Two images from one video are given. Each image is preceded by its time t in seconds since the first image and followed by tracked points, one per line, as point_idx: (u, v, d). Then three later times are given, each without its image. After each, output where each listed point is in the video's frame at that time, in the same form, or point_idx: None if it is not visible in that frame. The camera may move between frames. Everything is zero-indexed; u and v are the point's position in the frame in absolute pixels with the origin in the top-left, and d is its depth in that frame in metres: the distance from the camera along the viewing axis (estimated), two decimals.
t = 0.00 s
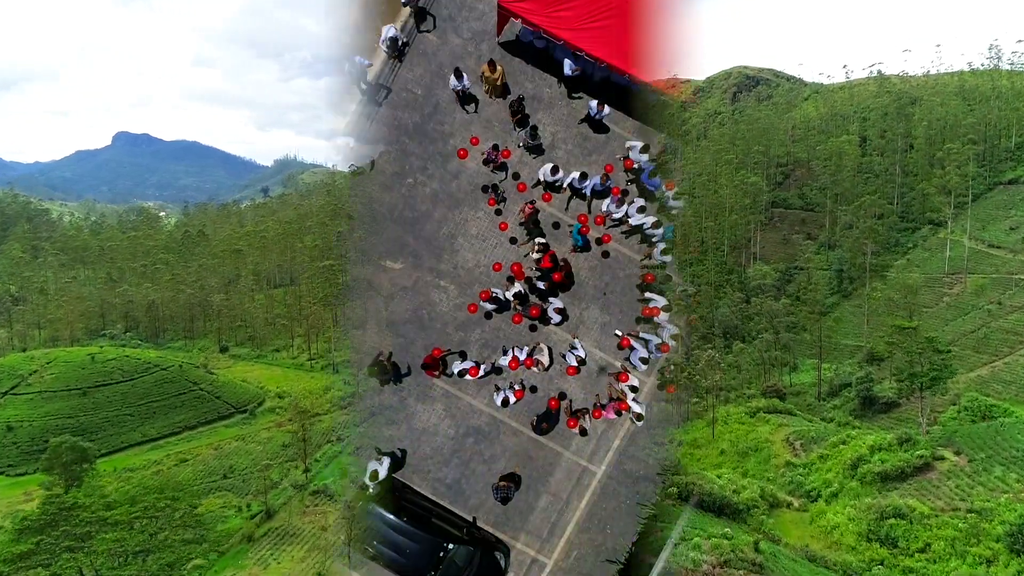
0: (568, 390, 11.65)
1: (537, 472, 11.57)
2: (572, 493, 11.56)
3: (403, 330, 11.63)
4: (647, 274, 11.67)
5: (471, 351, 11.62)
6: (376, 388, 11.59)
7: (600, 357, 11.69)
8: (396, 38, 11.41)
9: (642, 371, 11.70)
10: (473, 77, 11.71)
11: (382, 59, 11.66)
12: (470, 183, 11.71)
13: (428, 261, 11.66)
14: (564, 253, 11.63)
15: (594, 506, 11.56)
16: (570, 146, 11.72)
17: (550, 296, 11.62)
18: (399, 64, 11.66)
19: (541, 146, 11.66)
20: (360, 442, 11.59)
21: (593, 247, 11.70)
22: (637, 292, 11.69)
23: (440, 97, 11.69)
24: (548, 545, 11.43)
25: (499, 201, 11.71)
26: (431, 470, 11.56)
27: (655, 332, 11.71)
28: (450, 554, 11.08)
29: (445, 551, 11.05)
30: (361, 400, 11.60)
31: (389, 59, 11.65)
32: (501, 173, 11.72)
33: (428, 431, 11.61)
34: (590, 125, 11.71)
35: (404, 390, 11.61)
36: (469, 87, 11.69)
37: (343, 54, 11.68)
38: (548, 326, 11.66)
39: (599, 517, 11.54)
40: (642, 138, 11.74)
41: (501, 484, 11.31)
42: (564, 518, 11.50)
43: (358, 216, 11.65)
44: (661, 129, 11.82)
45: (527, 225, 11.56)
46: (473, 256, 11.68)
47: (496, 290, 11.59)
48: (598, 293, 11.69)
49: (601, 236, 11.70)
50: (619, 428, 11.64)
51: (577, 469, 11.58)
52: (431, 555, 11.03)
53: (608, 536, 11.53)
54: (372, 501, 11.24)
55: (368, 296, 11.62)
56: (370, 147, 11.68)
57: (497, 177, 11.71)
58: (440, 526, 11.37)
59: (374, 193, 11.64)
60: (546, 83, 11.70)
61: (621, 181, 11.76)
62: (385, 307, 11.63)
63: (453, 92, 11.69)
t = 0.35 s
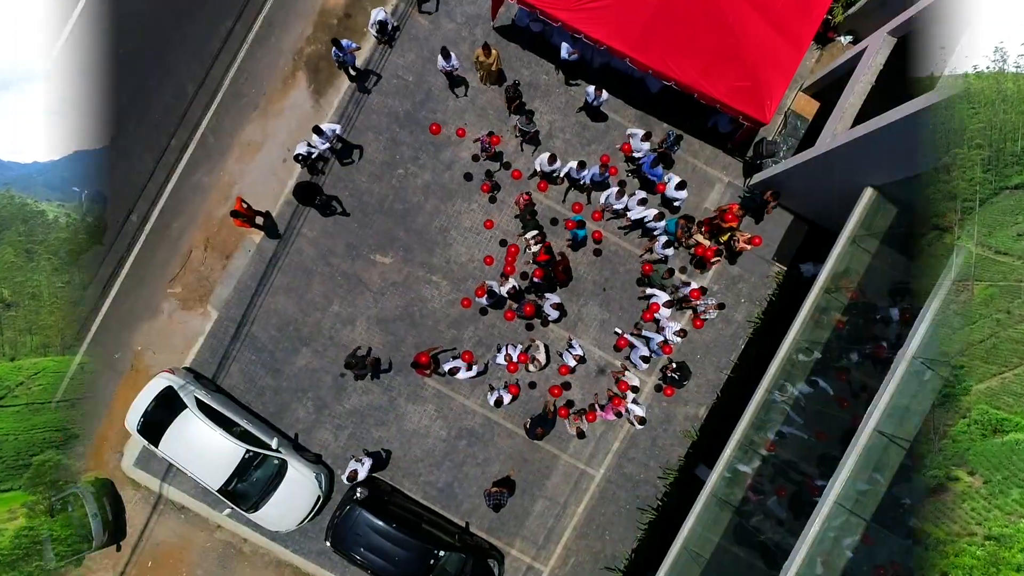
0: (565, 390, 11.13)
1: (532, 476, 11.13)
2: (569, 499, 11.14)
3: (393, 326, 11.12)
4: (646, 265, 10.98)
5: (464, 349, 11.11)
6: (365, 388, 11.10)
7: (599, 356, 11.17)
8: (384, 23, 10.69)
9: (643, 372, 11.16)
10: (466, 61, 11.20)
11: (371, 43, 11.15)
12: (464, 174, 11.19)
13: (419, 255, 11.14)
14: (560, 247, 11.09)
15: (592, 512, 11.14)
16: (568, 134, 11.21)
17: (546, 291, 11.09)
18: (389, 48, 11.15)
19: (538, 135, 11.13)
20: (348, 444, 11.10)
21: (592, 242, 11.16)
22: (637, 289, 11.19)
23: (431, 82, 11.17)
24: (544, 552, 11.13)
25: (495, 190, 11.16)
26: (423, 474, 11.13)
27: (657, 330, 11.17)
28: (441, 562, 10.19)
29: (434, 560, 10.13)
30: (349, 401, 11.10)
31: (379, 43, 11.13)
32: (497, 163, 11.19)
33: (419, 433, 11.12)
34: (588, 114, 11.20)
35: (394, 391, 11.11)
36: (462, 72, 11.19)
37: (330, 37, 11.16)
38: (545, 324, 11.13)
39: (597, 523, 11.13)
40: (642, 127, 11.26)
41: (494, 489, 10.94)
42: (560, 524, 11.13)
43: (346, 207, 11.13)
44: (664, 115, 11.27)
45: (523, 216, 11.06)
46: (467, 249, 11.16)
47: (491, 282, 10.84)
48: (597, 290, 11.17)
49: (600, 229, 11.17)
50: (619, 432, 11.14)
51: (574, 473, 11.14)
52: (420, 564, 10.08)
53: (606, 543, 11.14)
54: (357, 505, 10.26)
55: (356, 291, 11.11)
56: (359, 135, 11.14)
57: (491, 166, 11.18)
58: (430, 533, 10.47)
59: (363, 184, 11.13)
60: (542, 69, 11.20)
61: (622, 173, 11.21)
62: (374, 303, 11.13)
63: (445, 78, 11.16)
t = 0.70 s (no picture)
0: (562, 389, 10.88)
1: (528, 477, 10.89)
2: (566, 500, 10.88)
3: (386, 323, 10.86)
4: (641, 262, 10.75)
5: (459, 346, 10.86)
6: (357, 386, 10.84)
7: (596, 354, 10.92)
8: (378, 13, 10.34)
9: (641, 371, 10.90)
10: (461, 51, 10.94)
11: (364, 33, 10.90)
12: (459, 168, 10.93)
13: (413, 250, 10.89)
14: (557, 242, 10.83)
15: (590, 513, 10.88)
16: (565, 127, 10.95)
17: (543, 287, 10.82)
18: (382, 38, 10.90)
19: (536, 126, 10.87)
20: (339, 443, 10.84)
21: (589, 237, 10.91)
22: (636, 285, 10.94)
23: (426, 73, 10.91)
24: (540, 554, 10.87)
25: (490, 183, 10.89)
26: (416, 474, 10.88)
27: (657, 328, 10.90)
28: (434, 564, 9.92)
29: (427, 562, 9.87)
30: (341, 399, 10.84)
31: (372, 33, 10.87)
32: (492, 156, 10.93)
33: (413, 432, 10.86)
34: (585, 106, 10.94)
35: (387, 389, 10.85)
36: (457, 63, 10.93)
37: (322, 27, 10.90)
38: (541, 321, 10.88)
39: (595, 525, 10.87)
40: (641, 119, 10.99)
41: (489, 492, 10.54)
42: (557, 526, 10.88)
43: (337, 201, 10.86)
44: (664, 107, 11.01)
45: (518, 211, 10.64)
46: (462, 244, 10.91)
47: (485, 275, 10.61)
48: (595, 286, 10.92)
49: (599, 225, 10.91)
50: (616, 431, 10.89)
51: (571, 474, 10.88)
52: (413, 565, 9.80)
53: (604, 546, 10.88)
54: (348, 506, 10.00)
55: (348, 287, 10.85)
56: (351, 127, 10.88)
57: (487, 159, 10.93)
58: (424, 534, 10.21)
59: (355, 177, 10.87)
60: (538, 59, 10.94)
61: (621, 166, 10.96)
62: (367, 299, 10.87)
63: (440, 69, 10.91)
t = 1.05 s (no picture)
0: (559, 386, 10.83)
1: (525, 474, 10.84)
2: (563, 498, 10.84)
3: (382, 320, 10.82)
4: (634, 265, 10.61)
5: (455, 343, 10.82)
6: (353, 383, 10.80)
7: (593, 351, 10.88)
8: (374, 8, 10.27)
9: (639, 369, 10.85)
10: (458, 47, 10.90)
11: (361, 28, 10.86)
12: (456, 164, 10.89)
13: (409, 247, 10.84)
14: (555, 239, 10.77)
15: (586, 511, 10.84)
16: (563, 123, 10.91)
17: (539, 282, 10.84)
18: (379, 34, 10.86)
19: (534, 120, 10.87)
20: (335, 441, 10.80)
21: (586, 234, 10.86)
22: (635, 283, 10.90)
23: (422, 69, 10.87)
24: (536, 552, 10.83)
25: (489, 180, 10.83)
26: (412, 472, 10.84)
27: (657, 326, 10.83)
28: (430, 561, 9.87)
29: (423, 559, 9.82)
30: (337, 396, 10.80)
31: (369, 28, 10.83)
32: (490, 152, 10.89)
33: (409, 430, 10.82)
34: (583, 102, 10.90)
35: (383, 386, 10.81)
36: (453, 59, 10.89)
37: (318, 22, 10.86)
38: (538, 318, 10.84)
39: (591, 523, 10.83)
40: (638, 115, 10.95)
41: (486, 493, 10.45)
42: (553, 524, 10.84)
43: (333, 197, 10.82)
44: (662, 104, 10.97)
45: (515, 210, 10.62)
46: (459, 241, 10.86)
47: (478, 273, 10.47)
48: (592, 283, 10.87)
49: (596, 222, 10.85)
50: (613, 429, 10.85)
51: (568, 471, 10.84)
52: (408, 563, 9.74)
53: (601, 544, 10.84)
54: (343, 503, 9.98)
55: (344, 283, 10.81)
56: (347, 123, 10.84)
57: (483, 154, 10.86)
58: (420, 531, 10.16)
59: (351, 173, 10.83)
60: (536, 56, 10.90)
61: (619, 163, 10.92)
62: (363, 296, 10.82)
63: (436, 65, 10.87)
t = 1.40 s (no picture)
0: (556, 383, 10.92)
1: (522, 471, 10.93)
2: (560, 494, 10.93)
3: (381, 318, 10.91)
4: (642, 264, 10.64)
5: (453, 341, 10.91)
6: (352, 380, 10.89)
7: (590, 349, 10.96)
8: (372, 9, 10.41)
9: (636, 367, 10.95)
10: (456, 47, 10.99)
11: (359, 29, 10.96)
12: (454, 164, 10.98)
13: (408, 245, 10.94)
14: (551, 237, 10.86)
15: (584, 508, 10.92)
16: (560, 123, 10.99)
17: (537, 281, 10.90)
18: (377, 35, 10.96)
19: (532, 116, 10.99)
20: (334, 437, 10.90)
21: (583, 233, 10.96)
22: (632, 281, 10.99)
23: (421, 69, 10.97)
24: (534, 549, 10.91)
25: (487, 179, 10.92)
26: (411, 468, 10.93)
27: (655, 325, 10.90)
28: (428, 557, 9.98)
29: (421, 555, 9.92)
30: (336, 393, 10.90)
31: (368, 29, 10.92)
32: (488, 151, 10.98)
33: (408, 427, 10.92)
34: (580, 102, 10.99)
35: (382, 383, 10.90)
36: (451, 59, 10.99)
37: (318, 23, 10.96)
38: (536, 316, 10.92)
39: (588, 520, 10.91)
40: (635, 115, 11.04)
41: (486, 495, 10.53)
42: (550, 520, 10.92)
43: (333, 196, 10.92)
44: (659, 103, 11.05)
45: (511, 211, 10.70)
46: (457, 240, 10.95)
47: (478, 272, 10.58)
48: (589, 281, 10.96)
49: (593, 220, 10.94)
50: (610, 426, 10.93)
51: (565, 468, 10.93)
52: (407, 558, 9.84)
53: (598, 540, 10.92)
54: (343, 499, 10.09)
55: (343, 282, 10.91)
56: (346, 122, 10.94)
57: (481, 153, 10.97)
58: (418, 527, 10.26)
59: (350, 172, 10.93)
60: (533, 56, 10.99)
61: (616, 162, 11.00)
62: (362, 294, 10.92)
63: (434, 65, 10.96)
